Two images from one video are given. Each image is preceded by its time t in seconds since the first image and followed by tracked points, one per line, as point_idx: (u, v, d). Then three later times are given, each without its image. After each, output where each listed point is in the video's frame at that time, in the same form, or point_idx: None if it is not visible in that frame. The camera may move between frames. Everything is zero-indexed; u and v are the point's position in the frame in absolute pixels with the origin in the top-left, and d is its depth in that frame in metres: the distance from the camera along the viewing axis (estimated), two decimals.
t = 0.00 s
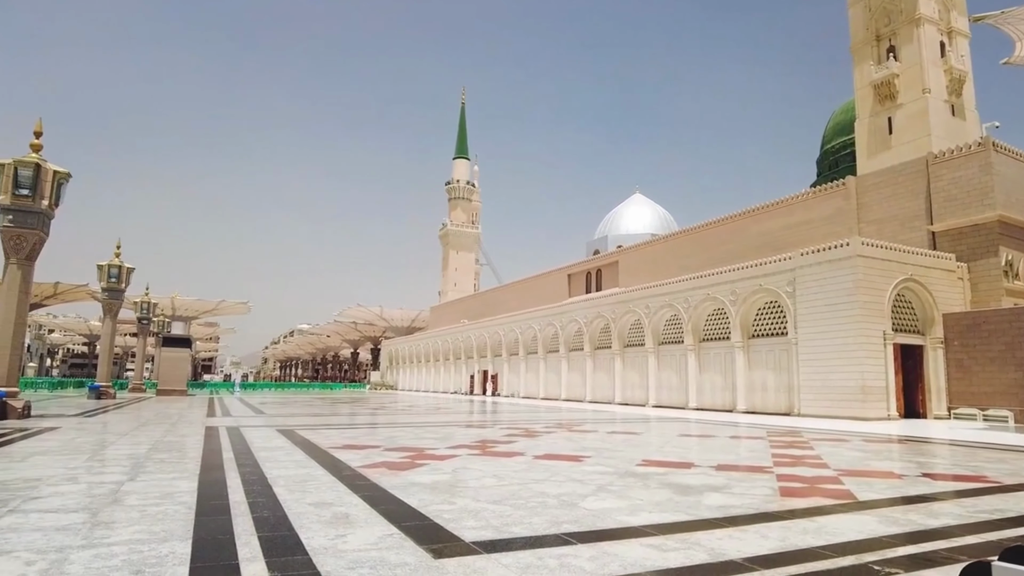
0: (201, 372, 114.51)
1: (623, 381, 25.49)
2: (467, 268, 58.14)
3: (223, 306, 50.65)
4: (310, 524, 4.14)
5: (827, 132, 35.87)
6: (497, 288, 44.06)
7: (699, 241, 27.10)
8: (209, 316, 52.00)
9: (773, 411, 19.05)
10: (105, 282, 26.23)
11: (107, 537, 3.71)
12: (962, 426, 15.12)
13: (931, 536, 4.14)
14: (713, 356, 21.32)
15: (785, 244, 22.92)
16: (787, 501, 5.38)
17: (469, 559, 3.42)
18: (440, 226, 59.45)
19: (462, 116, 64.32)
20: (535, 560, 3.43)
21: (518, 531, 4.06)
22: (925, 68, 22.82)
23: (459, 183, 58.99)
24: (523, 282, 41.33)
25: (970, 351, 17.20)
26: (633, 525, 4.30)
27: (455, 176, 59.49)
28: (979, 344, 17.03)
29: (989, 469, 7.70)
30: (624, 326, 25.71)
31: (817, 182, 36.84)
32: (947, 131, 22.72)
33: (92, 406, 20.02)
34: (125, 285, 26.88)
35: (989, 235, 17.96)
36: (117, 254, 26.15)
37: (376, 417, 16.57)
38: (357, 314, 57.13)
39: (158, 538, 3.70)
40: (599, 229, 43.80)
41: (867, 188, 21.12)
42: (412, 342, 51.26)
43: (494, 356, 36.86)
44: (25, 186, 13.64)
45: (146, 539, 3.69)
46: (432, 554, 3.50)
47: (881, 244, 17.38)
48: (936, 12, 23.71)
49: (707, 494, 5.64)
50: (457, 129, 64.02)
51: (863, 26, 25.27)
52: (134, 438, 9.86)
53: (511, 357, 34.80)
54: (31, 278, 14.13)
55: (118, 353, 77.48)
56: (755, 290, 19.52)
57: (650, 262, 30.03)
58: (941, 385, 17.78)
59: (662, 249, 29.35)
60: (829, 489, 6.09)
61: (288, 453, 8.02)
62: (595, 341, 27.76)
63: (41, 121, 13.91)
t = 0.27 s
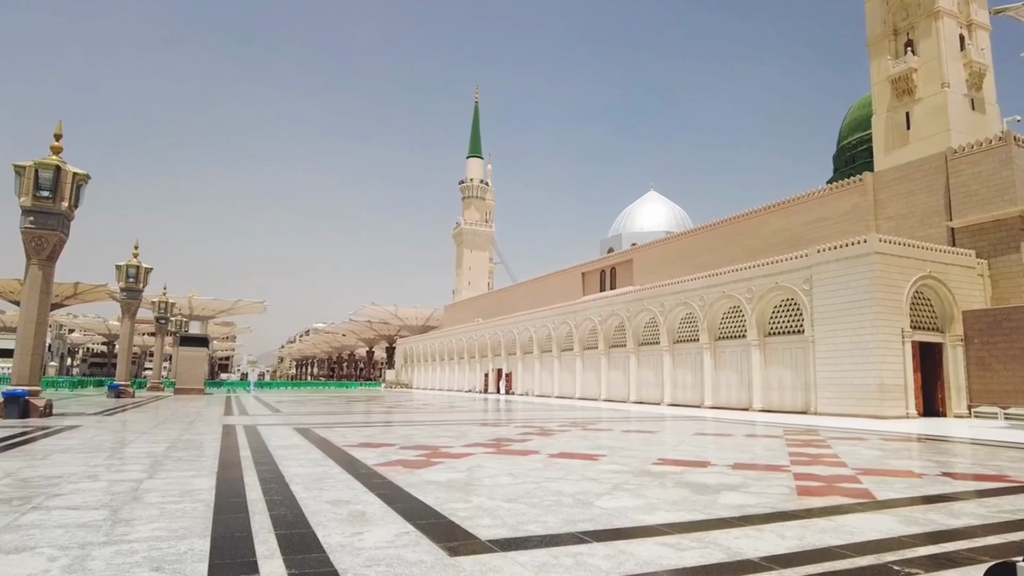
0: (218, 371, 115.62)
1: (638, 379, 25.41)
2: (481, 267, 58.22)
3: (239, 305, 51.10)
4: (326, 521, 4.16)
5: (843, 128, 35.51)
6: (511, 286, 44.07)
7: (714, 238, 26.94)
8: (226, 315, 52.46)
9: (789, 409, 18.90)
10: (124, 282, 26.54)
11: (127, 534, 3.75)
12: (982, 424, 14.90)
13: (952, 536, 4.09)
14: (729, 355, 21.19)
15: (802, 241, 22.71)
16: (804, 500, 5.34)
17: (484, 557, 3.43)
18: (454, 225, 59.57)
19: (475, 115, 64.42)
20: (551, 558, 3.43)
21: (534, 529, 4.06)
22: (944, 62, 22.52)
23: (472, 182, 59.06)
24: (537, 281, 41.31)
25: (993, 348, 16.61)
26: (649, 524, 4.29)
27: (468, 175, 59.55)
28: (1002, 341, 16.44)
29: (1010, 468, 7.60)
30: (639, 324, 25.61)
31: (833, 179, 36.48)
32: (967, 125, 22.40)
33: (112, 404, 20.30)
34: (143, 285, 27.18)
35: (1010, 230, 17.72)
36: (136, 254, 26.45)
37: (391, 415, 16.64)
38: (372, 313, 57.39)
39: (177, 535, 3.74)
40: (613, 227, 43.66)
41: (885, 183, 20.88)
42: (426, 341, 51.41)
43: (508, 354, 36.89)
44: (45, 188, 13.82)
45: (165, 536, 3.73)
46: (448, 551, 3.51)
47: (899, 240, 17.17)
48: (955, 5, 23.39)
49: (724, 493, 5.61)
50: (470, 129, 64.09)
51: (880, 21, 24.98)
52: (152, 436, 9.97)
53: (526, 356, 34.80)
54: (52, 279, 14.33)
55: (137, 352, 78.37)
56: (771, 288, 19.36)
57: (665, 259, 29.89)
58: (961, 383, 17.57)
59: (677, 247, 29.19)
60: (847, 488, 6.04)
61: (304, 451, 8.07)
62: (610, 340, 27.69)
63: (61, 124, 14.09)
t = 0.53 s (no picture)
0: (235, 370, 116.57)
1: (654, 378, 25.32)
2: (495, 265, 58.25)
3: (256, 304, 51.50)
4: (343, 519, 4.19)
5: (860, 123, 35.16)
6: (525, 285, 44.05)
7: (730, 236, 26.76)
8: (242, 315, 52.86)
9: (806, 408, 18.75)
10: (142, 282, 26.81)
11: (147, 531, 3.80)
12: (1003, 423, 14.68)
13: (972, 536, 4.04)
14: (745, 353, 21.04)
15: (819, 238, 22.49)
16: (823, 499, 5.29)
17: (501, 555, 3.43)
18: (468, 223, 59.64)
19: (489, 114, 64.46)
20: (567, 557, 3.43)
21: (549, 528, 4.06)
22: (964, 55, 22.22)
23: (486, 181, 59.05)
24: (551, 279, 41.25)
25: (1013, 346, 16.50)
26: (665, 523, 4.28)
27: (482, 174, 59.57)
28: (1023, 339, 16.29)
29: None
30: (654, 323, 25.50)
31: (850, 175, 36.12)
32: (987, 120, 22.09)
33: (131, 403, 20.52)
34: (161, 284, 27.43)
35: None
36: (154, 254, 26.71)
37: (406, 414, 16.71)
38: (386, 312, 57.66)
39: (196, 533, 3.78)
40: (627, 225, 43.51)
41: (903, 179, 20.63)
42: (441, 340, 51.51)
43: (522, 353, 36.89)
44: (65, 190, 13.99)
45: (185, 533, 3.77)
46: (464, 550, 3.52)
47: (917, 237, 16.97)
48: None
49: (741, 491, 5.58)
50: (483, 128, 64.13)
51: (898, 14, 24.69)
52: (171, 434, 10.09)
53: (540, 354, 34.78)
54: (72, 279, 14.52)
55: (155, 352, 79.21)
56: (787, 285, 19.22)
57: (680, 257, 29.74)
58: (981, 382, 17.30)
59: (692, 245, 29.04)
60: (865, 487, 5.98)
61: (321, 450, 8.12)
62: (625, 338, 27.62)
63: (80, 126, 14.26)
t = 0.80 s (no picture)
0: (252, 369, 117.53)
1: (669, 376, 25.21)
2: (509, 264, 58.26)
3: (272, 304, 51.88)
4: (359, 518, 4.21)
5: (877, 119, 34.79)
6: (539, 284, 44.02)
7: (746, 233, 26.56)
8: (258, 314, 53.26)
9: (824, 407, 18.58)
10: (160, 282, 27.08)
11: (167, 529, 3.84)
12: None
13: (995, 538, 3.98)
14: (761, 352, 20.89)
15: (836, 236, 22.27)
16: (841, 499, 5.24)
17: (517, 554, 3.43)
18: (482, 222, 59.68)
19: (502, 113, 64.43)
20: (584, 556, 3.42)
21: (565, 527, 4.05)
22: (984, 49, 21.91)
23: (500, 180, 59.02)
24: (565, 278, 41.19)
25: None
26: (682, 522, 4.26)
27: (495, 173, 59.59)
28: None
29: None
30: (669, 321, 25.38)
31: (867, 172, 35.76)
32: (1008, 114, 21.77)
33: (149, 402, 20.73)
34: (179, 285, 27.69)
35: None
36: (171, 254, 26.95)
37: (421, 413, 16.75)
38: (401, 312, 57.86)
39: (215, 530, 3.81)
40: (642, 223, 43.33)
41: (921, 175, 20.38)
42: (455, 339, 51.61)
43: (537, 352, 36.87)
44: (85, 192, 14.16)
45: (204, 531, 3.81)
46: (480, 548, 3.52)
47: (936, 233, 16.76)
48: None
49: (757, 491, 5.55)
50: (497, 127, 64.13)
51: (916, 9, 24.39)
52: (189, 433, 10.18)
53: (554, 353, 34.73)
54: (92, 280, 14.69)
55: (173, 351, 80.03)
56: (804, 283, 19.05)
57: (695, 256, 29.58)
58: (1003, 381, 17.03)
59: (707, 243, 28.86)
60: (885, 487, 5.91)
61: (337, 448, 8.16)
62: (639, 337, 27.52)
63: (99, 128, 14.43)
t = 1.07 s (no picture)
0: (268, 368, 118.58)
1: (684, 375, 25.09)
2: (523, 263, 58.25)
3: (288, 304, 52.26)
4: (376, 516, 4.22)
5: (895, 115, 34.40)
6: (553, 283, 43.97)
7: (762, 231, 26.36)
8: (274, 314, 53.63)
9: (841, 406, 18.41)
10: (177, 282, 27.33)
11: (187, 526, 3.88)
12: None
13: (1017, 539, 3.92)
14: (778, 350, 20.74)
15: (852, 233, 22.06)
16: (859, 499, 5.19)
17: (533, 553, 3.43)
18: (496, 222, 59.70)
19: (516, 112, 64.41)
20: (599, 555, 3.42)
21: (581, 526, 4.05)
22: (1004, 43, 21.60)
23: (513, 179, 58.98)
24: (579, 277, 41.12)
25: None
26: (698, 522, 4.23)
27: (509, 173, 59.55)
28: None
29: None
30: (684, 320, 25.27)
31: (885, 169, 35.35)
32: None
33: (167, 401, 20.92)
34: (196, 285, 27.94)
35: None
36: (188, 255, 27.19)
37: (436, 412, 16.80)
38: (415, 311, 58.04)
39: (233, 528, 3.85)
40: (657, 221, 43.15)
41: (940, 172, 20.13)
42: (469, 338, 51.68)
43: (551, 351, 36.85)
44: (103, 194, 14.35)
45: (222, 529, 3.84)
46: (496, 547, 3.52)
47: (956, 231, 16.56)
48: None
49: (774, 491, 5.51)
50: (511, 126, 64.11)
51: (934, 3, 24.09)
52: (206, 432, 10.27)
53: (569, 353, 34.69)
54: (111, 281, 14.86)
55: (191, 351, 80.80)
56: (820, 282, 18.89)
57: (711, 254, 29.39)
58: None
59: (723, 241, 28.69)
60: (904, 487, 5.85)
61: (353, 447, 8.20)
62: (654, 336, 27.41)
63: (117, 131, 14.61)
